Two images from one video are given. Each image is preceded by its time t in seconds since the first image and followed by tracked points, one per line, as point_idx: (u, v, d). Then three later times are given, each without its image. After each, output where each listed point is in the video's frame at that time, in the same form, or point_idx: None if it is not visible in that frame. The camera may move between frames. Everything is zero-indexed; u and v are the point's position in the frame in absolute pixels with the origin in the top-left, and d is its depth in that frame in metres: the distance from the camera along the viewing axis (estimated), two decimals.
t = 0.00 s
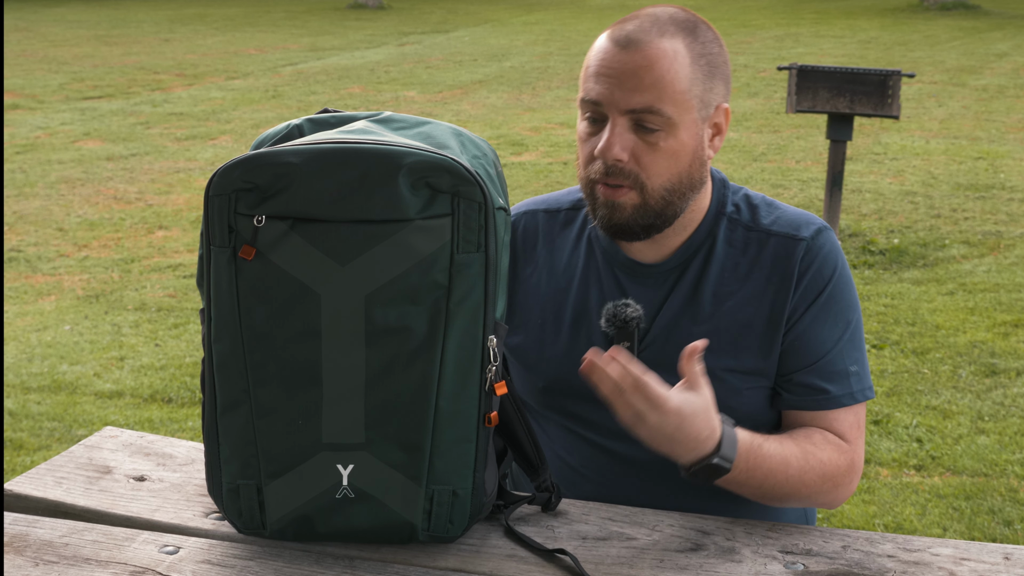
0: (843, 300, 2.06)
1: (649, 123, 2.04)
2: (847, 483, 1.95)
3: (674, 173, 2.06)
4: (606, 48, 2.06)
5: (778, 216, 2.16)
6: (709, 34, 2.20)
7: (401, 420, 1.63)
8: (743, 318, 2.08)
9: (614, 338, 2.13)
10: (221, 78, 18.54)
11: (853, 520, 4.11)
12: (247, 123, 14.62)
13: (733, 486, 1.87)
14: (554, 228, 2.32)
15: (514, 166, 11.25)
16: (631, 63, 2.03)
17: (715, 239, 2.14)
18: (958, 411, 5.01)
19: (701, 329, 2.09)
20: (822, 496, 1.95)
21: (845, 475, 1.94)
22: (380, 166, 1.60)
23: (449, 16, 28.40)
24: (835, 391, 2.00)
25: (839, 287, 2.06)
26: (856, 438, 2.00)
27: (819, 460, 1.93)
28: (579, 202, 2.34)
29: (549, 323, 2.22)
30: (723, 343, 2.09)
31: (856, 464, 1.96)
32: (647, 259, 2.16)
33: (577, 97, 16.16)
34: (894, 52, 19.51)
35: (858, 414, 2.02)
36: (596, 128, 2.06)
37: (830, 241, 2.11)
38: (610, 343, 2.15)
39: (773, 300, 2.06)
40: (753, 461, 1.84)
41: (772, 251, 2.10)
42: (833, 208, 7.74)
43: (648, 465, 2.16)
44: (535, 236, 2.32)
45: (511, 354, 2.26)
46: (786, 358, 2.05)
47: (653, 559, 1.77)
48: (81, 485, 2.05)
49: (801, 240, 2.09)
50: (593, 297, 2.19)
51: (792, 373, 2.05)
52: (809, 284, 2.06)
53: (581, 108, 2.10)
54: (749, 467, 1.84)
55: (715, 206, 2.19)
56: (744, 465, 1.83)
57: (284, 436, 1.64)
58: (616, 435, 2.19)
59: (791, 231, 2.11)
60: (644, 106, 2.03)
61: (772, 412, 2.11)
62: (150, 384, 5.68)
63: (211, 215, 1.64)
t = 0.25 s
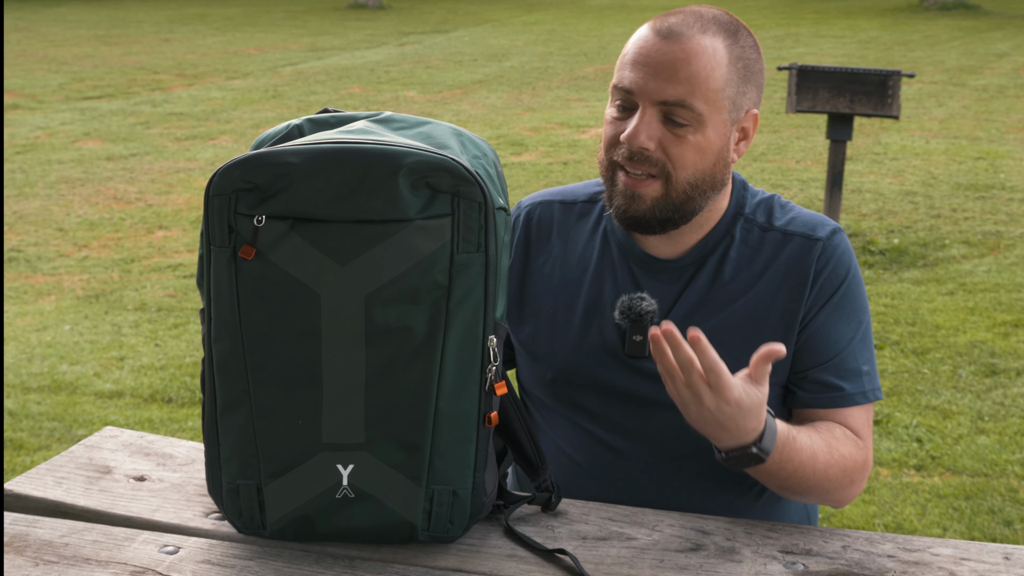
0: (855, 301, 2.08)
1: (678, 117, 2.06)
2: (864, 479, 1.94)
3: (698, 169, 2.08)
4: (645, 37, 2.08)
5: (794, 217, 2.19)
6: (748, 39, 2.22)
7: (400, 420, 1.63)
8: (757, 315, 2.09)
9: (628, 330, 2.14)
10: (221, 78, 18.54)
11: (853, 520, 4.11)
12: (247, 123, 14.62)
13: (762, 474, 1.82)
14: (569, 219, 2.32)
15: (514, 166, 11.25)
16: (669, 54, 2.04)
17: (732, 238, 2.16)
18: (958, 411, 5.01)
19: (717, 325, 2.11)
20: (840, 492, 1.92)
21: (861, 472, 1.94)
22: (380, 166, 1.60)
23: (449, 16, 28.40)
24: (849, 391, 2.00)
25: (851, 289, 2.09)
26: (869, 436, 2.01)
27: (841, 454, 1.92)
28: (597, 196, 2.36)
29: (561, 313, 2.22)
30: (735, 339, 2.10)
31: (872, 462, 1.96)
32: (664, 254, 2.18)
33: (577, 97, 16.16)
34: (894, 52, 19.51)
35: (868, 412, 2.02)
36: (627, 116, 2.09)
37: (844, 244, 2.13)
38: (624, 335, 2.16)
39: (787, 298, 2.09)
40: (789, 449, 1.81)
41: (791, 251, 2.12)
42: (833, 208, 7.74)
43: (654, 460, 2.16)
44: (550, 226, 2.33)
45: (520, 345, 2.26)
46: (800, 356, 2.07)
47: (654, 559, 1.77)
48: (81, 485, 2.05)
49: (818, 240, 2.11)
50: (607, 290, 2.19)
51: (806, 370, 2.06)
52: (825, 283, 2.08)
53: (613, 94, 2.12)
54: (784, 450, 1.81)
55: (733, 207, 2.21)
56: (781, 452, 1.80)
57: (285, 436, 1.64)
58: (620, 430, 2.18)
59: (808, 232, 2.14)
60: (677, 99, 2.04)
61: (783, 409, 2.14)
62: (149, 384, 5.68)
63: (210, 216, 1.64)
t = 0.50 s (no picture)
0: (857, 304, 2.08)
1: (684, 126, 2.06)
2: (860, 490, 1.99)
3: (703, 178, 2.08)
4: (650, 45, 2.07)
5: (796, 219, 2.18)
6: (748, 44, 2.22)
7: (400, 420, 1.63)
8: (760, 319, 2.09)
9: (632, 335, 2.13)
10: (221, 78, 18.54)
11: (853, 520, 4.11)
12: (247, 124, 14.62)
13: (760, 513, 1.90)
14: (571, 220, 2.31)
15: (514, 166, 11.25)
16: (676, 62, 2.04)
17: (736, 241, 2.15)
18: (958, 411, 5.01)
19: (722, 329, 2.10)
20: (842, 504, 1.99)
21: (860, 483, 1.98)
22: (379, 166, 1.60)
23: (449, 16, 28.40)
24: (850, 394, 2.03)
25: (853, 291, 2.09)
26: (866, 440, 2.04)
27: (833, 475, 1.96)
28: (599, 196, 2.33)
29: (562, 317, 2.20)
30: (737, 343, 2.10)
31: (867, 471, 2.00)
32: (666, 258, 2.17)
33: (577, 97, 16.16)
34: (894, 52, 19.51)
35: (866, 414, 2.05)
36: (632, 126, 2.08)
37: (846, 247, 2.13)
38: (627, 339, 2.15)
39: (790, 302, 2.08)
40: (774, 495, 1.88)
41: (794, 255, 2.11)
42: (833, 208, 7.74)
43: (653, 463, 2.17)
44: (551, 226, 2.31)
45: (521, 347, 2.25)
46: (802, 359, 2.08)
47: (653, 559, 1.77)
48: (81, 485, 2.05)
49: (821, 244, 2.10)
50: (610, 293, 2.18)
51: (809, 374, 2.07)
52: (827, 286, 2.07)
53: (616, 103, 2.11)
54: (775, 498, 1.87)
55: (736, 209, 2.20)
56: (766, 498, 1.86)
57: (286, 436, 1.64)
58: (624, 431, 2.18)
59: (811, 234, 2.13)
60: (681, 107, 2.04)
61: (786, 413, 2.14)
62: (149, 384, 5.68)
63: (210, 215, 1.64)
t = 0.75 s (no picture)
0: (849, 297, 2.06)
1: (700, 114, 2.10)
2: (841, 489, 1.94)
3: (720, 165, 2.12)
4: (654, 40, 2.10)
5: (787, 215, 2.16)
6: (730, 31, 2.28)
7: (400, 420, 1.63)
8: (752, 315, 2.07)
9: (626, 334, 2.12)
10: (221, 78, 18.54)
11: (853, 520, 4.11)
12: (247, 123, 14.62)
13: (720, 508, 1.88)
14: (563, 223, 2.30)
15: (514, 166, 11.25)
16: (684, 53, 2.08)
17: (728, 237, 2.14)
18: (958, 411, 5.01)
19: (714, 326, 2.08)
20: (817, 502, 1.94)
21: (838, 479, 1.94)
22: (380, 166, 1.60)
23: (449, 16, 28.39)
24: (838, 390, 1.99)
25: (844, 286, 2.06)
26: (853, 439, 1.99)
27: (805, 470, 1.93)
28: (589, 198, 2.33)
29: (558, 318, 2.20)
30: (729, 340, 2.08)
31: (848, 468, 1.95)
32: (659, 256, 2.16)
33: (576, 97, 16.16)
34: (893, 52, 19.51)
35: (857, 413, 2.00)
36: (649, 121, 2.10)
37: (838, 240, 2.11)
38: (621, 338, 2.14)
39: (780, 297, 2.07)
40: (729, 484, 1.86)
41: (782, 250, 2.10)
42: (833, 208, 7.74)
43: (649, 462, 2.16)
44: (543, 230, 2.30)
45: (517, 350, 2.24)
46: (793, 356, 2.05)
47: (653, 559, 1.77)
48: (81, 485, 2.05)
49: (810, 238, 2.09)
50: (603, 293, 2.17)
51: (797, 370, 2.05)
52: (817, 282, 2.05)
53: (624, 101, 2.12)
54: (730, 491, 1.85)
55: (727, 206, 2.19)
56: (719, 487, 1.86)
57: (287, 436, 1.64)
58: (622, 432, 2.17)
59: (801, 230, 2.11)
60: (699, 97, 2.08)
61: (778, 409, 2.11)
62: (149, 384, 5.68)
63: (210, 216, 1.64)
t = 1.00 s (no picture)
0: (835, 295, 2.03)
1: (687, 116, 2.05)
2: (807, 487, 1.96)
3: (707, 166, 2.08)
4: (635, 43, 2.05)
5: (777, 214, 2.14)
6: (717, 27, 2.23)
7: (400, 420, 1.63)
8: (740, 314, 2.04)
9: (616, 334, 2.10)
10: (221, 78, 18.54)
11: (853, 520, 4.11)
12: (247, 124, 14.62)
13: (675, 503, 1.92)
14: (555, 226, 2.30)
15: (514, 166, 11.25)
16: (666, 57, 2.03)
17: (718, 237, 2.12)
18: (957, 411, 5.01)
19: (701, 325, 2.05)
20: (777, 494, 1.96)
21: (802, 478, 1.95)
22: (380, 166, 1.60)
23: (449, 16, 28.39)
24: (819, 386, 1.98)
25: (832, 285, 2.04)
26: (825, 438, 1.98)
27: (762, 465, 1.96)
28: (580, 199, 2.33)
29: (551, 318, 2.19)
30: (718, 340, 2.05)
31: (816, 466, 1.96)
32: (649, 257, 2.14)
33: (576, 97, 16.16)
34: (893, 52, 19.51)
35: (837, 414, 1.99)
36: (634, 126, 2.06)
37: (827, 239, 2.09)
38: (612, 338, 2.11)
39: (766, 295, 2.04)
40: (678, 473, 1.91)
41: (769, 248, 2.08)
42: (833, 208, 7.74)
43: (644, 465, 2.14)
44: (535, 233, 2.30)
45: (511, 353, 2.22)
46: (775, 352, 2.03)
47: (653, 559, 1.77)
48: (81, 485, 2.05)
49: (797, 237, 2.06)
50: (594, 294, 2.15)
51: (776, 366, 2.03)
52: (802, 279, 2.03)
53: (608, 107, 2.09)
54: (680, 478, 1.91)
55: (716, 206, 2.17)
56: (667, 475, 1.90)
57: (286, 436, 1.64)
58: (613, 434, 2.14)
59: (788, 229, 2.09)
60: (684, 100, 2.03)
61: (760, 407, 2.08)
62: (149, 384, 5.68)
63: (211, 216, 1.64)
